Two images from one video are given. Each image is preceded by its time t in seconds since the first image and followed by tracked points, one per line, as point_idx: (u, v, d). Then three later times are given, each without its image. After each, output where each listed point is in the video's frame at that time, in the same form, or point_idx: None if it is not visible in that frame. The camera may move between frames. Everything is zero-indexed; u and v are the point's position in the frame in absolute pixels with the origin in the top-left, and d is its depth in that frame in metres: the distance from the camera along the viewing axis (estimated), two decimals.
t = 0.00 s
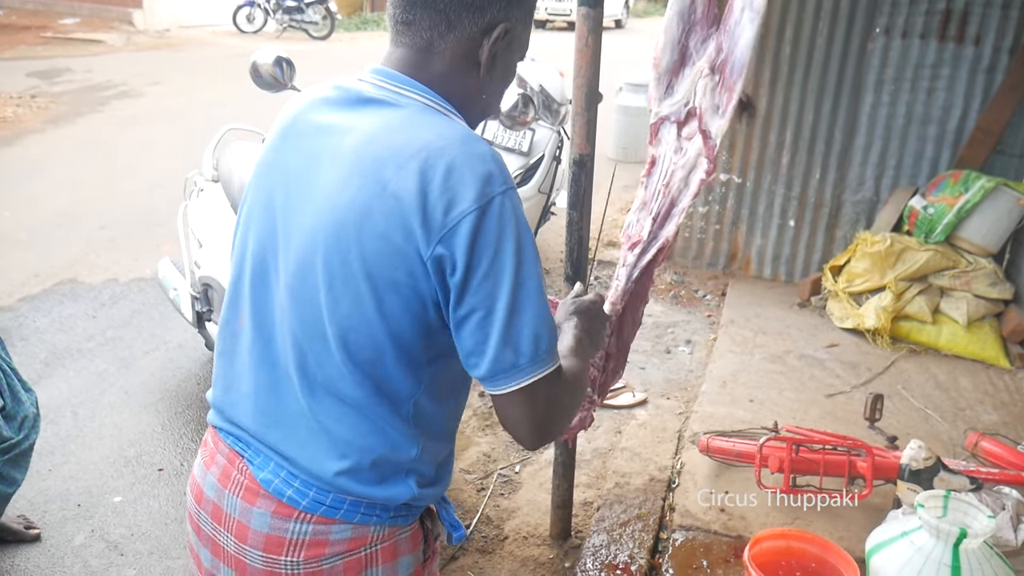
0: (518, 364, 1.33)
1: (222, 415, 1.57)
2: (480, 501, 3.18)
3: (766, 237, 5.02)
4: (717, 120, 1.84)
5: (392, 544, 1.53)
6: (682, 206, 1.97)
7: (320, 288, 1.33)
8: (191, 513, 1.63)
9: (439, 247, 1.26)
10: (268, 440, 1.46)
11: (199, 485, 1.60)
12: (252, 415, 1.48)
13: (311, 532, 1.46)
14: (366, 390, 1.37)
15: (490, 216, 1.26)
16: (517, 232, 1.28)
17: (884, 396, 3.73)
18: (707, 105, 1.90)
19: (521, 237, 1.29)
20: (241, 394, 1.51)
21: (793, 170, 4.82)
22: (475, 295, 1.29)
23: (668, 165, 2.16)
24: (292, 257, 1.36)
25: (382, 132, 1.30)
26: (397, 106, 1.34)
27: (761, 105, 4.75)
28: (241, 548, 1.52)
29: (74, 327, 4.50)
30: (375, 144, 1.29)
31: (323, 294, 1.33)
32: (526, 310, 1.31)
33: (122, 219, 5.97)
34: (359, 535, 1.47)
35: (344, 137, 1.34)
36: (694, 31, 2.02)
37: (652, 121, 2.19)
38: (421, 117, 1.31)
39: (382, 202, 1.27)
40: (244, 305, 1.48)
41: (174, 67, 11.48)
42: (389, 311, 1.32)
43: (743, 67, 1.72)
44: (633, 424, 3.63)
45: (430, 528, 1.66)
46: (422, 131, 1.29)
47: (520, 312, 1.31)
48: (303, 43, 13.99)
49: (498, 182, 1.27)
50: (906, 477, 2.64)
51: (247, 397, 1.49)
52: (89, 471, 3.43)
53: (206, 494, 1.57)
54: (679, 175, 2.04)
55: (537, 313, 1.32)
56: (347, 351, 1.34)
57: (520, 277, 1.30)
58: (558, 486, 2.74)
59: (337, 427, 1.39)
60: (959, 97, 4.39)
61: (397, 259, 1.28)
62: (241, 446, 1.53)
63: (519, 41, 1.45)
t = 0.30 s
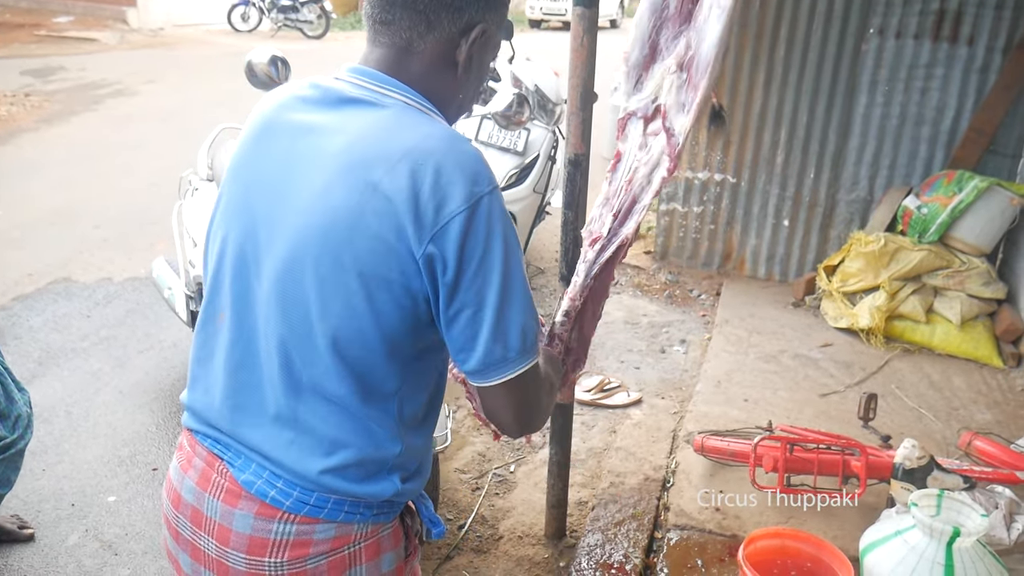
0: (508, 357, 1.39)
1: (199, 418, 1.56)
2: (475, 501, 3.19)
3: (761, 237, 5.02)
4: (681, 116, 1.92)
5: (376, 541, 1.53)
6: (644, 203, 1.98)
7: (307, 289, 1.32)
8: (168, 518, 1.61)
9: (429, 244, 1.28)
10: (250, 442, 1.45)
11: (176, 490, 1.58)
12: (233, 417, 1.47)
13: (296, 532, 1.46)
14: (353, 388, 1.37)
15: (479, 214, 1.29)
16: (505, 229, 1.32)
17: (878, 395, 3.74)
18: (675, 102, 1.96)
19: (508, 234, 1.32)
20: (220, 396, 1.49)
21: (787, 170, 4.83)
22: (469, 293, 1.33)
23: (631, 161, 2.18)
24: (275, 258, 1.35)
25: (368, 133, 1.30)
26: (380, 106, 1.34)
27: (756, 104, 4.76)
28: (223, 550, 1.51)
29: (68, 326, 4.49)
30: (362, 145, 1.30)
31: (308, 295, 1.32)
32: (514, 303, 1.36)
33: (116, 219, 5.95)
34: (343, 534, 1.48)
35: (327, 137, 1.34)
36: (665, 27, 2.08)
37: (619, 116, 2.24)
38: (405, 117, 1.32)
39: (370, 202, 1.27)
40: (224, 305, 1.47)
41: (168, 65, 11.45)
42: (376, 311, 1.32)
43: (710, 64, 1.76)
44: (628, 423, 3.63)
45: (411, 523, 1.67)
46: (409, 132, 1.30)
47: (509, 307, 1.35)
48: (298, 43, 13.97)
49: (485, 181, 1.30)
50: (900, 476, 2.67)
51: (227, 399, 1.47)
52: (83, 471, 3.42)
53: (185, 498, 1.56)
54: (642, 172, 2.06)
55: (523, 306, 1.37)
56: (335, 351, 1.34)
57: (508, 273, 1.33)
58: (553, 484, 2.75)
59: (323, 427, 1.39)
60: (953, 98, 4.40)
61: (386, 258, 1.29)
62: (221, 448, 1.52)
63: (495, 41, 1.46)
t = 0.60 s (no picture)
0: (480, 347, 1.40)
1: (167, 413, 1.54)
2: (470, 501, 3.19)
3: (757, 238, 5.03)
4: (650, 116, 1.86)
5: (338, 542, 1.53)
6: (613, 205, 1.97)
7: (277, 283, 1.32)
8: (134, 511, 1.61)
9: (408, 238, 1.29)
10: (215, 438, 1.44)
11: (143, 483, 1.58)
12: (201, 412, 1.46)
13: (256, 529, 1.45)
14: (322, 385, 1.36)
15: (456, 210, 1.30)
16: (479, 228, 1.33)
17: (873, 397, 3.75)
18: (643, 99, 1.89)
19: (483, 232, 1.33)
20: (189, 392, 1.48)
21: (784, 172, 4.84)
22: (444, 286, 1.35)
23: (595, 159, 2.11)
24: (246, 252, 1.35)
25: (345, 129, 1.31)
26: (359, 103, 1.35)
27: (753, 106, 4.77)
28: (184, 546, 1.50)
29: (64, 325, 4.47)
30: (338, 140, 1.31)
31: (280, 288, 1.32)
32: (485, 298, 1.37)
33: (112, 217, 5.94)
34: (304, 533, 1.47)
35: (303, 133, 1.35)
36: (629, 20, 2.00)
37: (579, 111, 2.09)
38: (383, 115, 1.33)
39: (347, 196, 1.28)
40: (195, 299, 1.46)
41: (165, 64, 11.42)
42: (350, 305, 1.32)
43: (687, 65, 1.73)
44: (623, 424, 3.64)
45: (379, 528, 1.64)
46: (386, 129, 1.30)
47: (480, 302, 1.37)
48: (295, 41, 13.96)
49: (462, 178, 1.31)
50: (895, 477, 2.65)
51: (196, 394, 1.46)
52: (78, 470, 3.41)
53: (150, 492, 1.55)
54: (609, 171, 2.00)
55: (495, 304, 1.38)
56: (305, 346, 1.34)
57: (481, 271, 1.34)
58: (549, 484, 2.76)
59: (289, 424, 1.38)
60: (949, 101, 4.41)
61: (362, 252, 1.29)
62: (186, 443, 1.50)
63: (473, 42, 1.47)
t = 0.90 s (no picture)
0: (425, 350, 1.34)
1: (136, 412, 1.54)
2: (466, 502, 3.18)
3: (753, 241, 5.04)
4: (640, 117, 1.87)
5: (304, 544, 1.51)
6: (598, 205, 1.95)
7: (243, 281, 1.32)
8: (104, 511, 1.60)
9: (367, 235, 1.27)
10: (181, 437, 1.43)
11: (111, 483, 1.57)
12: (166, 412, 1.45)
13: (219, 530, 1.44)
14: (287, 383, 1.37)
15: (416, 206, 1.29)
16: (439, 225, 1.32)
17: (869, 399, 3.76)
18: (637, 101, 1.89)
19: (444, 230, 1.33)
20: (157, 392, 1.47)
21: (781, 174, 4.84)
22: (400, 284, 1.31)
23: (584, 158, 2.11)
24: (212, 249, 1.35)
25: (308, 124, 1.31)
26: (322, 100, 1.34)
27: (750, 108, 4.77)
28: (149, 545, 1.49)
29: (59, 324, 4.46)
30: (301, 135, 1.30)
31: (244, 285, 1.32)
32: (433, 303, 1.33)
33: (109, 216, 5.93)
34: (268, 534, 1.46)
35: (266, 129, 1.34)
36: (629, 23, 2.02)
37: (573, 111, 2.12)
38: (347, 111, 1.32)
39: (307, 192, 1.28)
40: (162, 297, 1.46)
41: (163, 63, 11.41)
42: (313, 302, 1.32)
43: (674, 63, 1.70)
44: (620, 425, 3.65)
45: (348, 529, 1.62)
46: (349, 124, 1.30)
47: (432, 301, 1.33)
48: (292, 41, 13.95)
49: (424, 174, 1.30)
50: (890, 479, 2.66)
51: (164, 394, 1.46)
52: (74, 470, 3.40)
53: (118, 491, 1.54)
54: (596, 170, 1.98)
55: (454, 303, 1.35)
56: (270, 343, 1.34)
57: (443, 270, 1.33)
58: (546, 486, 2.76)
59: (256, 423, 1.38)
60: (945, 104, 4.43)
61: (322, 249, 1.29)
62: (153, 443, 1.50)
63: (437, 44, 1.46)
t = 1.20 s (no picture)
0: (396, 341, 1.31)
1: (104, 414, 1.54)
2: (465, 502, 3.18)
3: (751, 241, 5.04)
4: (646, 117, 1.83)
5: (270, 543, 1.47)
6: (606, 205, 1.90)
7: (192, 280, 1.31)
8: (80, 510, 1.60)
9: (308, 230, 1.24)
10: (144, 436, 1.43)
11: (84, 480, 1.57)
12: (131, 412, 1.45)
13: (182, 530, 1.42)
14: (240, 381, 1.34)
15: (358, 198, 1.24)
16: (384, 217, 1.26)
17: (867, 399, 3.76)
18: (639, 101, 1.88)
19: (393, 221, 1.27)
20: (122, 391, 1.48)
21: (778, 175, 4.85)
22: (349, 277, 1.27)
23: (591, 160, 2.08)
24: (164, 249, 1.34)
25: (250, 123, 1.29)
26: (266, 97, 1.32)
27: (747, 108, 4.78)
28: (117, 543, 1.48)
29: (57, 326, 4.46)
30: (243, 134, 1.28)
31: (194, 283, 1.31)
32: (394, 296, 1.29)
33: (107, 218, 5.92)
34: (232, 534, 1.43)
35: (214, 127, 1.33)
36: (627, 24, 2.00)
37: (576, 113, 2.08)
38: (289, 107, 1.30)
39: (251, 189, 1.26)
40: (127, 297, 1.46)
41: (160, 65, 11.40)
42: (261, 299, 1.30)
43: (682, 65, 1.69)
44: (618, 425, 3.65)
45: (318, 528, 1.57)
46: (290, 121, 1.27)
47: (389, 293, 1.29)
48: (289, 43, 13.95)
49: (366, 165, 1.26)
50: (888, 479, 2.68)
51: (128, 393, 1.47)
52: (71, 472, 3.39)
53: (89, 489, 1.54)
54: (603, 171, 1.96)
55: (408, 296, 1.29)
56: (221, 342, 1.32)
57: (393, 264, 1.27)
58: (544, 486, 2.76)
59: (210, 424, 1.37)
60: (942, 104, 4.43)
61: (267, 245, 1.26)
62: (121, 442, 1.49)
63: (393, 34, 1.41)
